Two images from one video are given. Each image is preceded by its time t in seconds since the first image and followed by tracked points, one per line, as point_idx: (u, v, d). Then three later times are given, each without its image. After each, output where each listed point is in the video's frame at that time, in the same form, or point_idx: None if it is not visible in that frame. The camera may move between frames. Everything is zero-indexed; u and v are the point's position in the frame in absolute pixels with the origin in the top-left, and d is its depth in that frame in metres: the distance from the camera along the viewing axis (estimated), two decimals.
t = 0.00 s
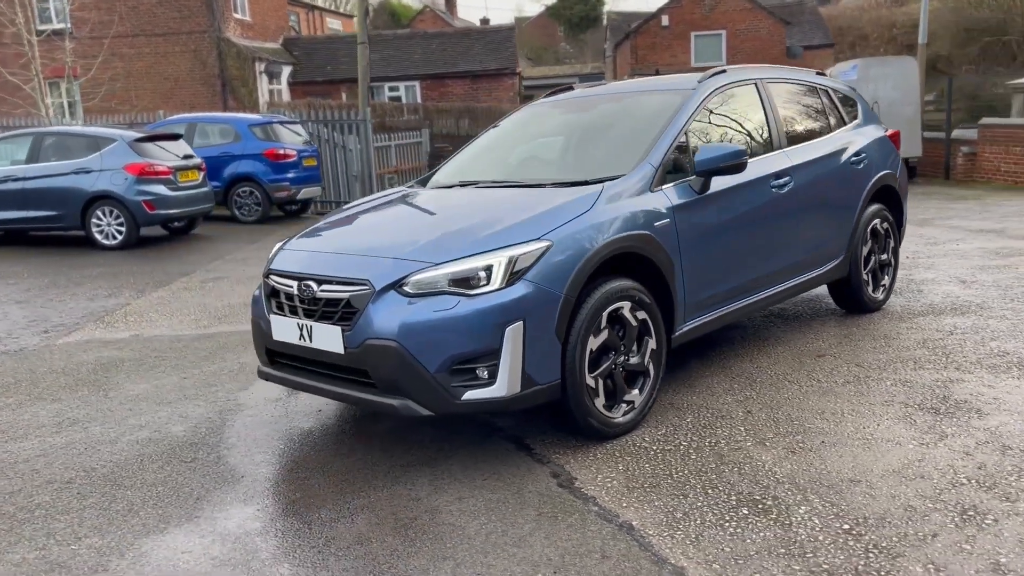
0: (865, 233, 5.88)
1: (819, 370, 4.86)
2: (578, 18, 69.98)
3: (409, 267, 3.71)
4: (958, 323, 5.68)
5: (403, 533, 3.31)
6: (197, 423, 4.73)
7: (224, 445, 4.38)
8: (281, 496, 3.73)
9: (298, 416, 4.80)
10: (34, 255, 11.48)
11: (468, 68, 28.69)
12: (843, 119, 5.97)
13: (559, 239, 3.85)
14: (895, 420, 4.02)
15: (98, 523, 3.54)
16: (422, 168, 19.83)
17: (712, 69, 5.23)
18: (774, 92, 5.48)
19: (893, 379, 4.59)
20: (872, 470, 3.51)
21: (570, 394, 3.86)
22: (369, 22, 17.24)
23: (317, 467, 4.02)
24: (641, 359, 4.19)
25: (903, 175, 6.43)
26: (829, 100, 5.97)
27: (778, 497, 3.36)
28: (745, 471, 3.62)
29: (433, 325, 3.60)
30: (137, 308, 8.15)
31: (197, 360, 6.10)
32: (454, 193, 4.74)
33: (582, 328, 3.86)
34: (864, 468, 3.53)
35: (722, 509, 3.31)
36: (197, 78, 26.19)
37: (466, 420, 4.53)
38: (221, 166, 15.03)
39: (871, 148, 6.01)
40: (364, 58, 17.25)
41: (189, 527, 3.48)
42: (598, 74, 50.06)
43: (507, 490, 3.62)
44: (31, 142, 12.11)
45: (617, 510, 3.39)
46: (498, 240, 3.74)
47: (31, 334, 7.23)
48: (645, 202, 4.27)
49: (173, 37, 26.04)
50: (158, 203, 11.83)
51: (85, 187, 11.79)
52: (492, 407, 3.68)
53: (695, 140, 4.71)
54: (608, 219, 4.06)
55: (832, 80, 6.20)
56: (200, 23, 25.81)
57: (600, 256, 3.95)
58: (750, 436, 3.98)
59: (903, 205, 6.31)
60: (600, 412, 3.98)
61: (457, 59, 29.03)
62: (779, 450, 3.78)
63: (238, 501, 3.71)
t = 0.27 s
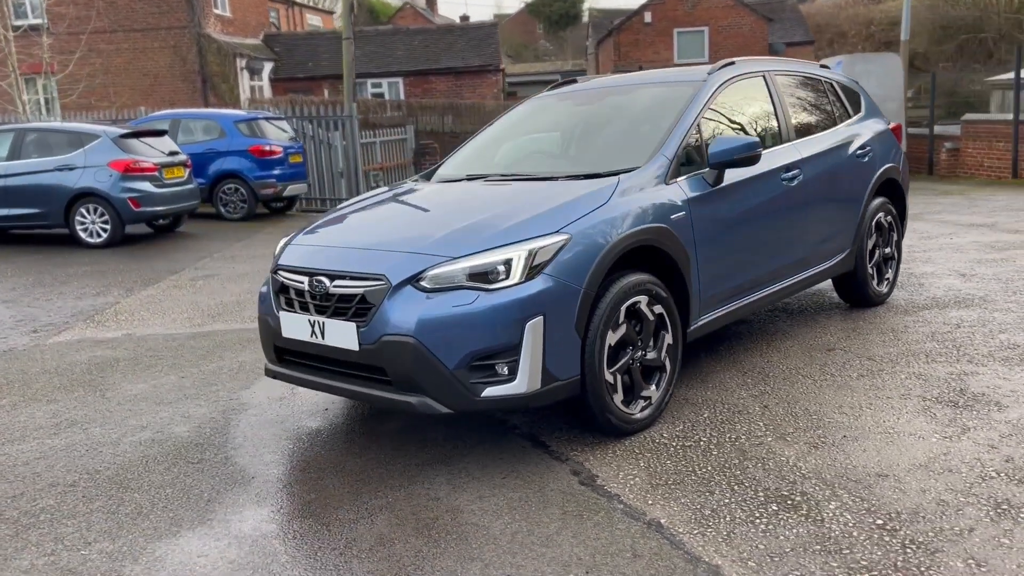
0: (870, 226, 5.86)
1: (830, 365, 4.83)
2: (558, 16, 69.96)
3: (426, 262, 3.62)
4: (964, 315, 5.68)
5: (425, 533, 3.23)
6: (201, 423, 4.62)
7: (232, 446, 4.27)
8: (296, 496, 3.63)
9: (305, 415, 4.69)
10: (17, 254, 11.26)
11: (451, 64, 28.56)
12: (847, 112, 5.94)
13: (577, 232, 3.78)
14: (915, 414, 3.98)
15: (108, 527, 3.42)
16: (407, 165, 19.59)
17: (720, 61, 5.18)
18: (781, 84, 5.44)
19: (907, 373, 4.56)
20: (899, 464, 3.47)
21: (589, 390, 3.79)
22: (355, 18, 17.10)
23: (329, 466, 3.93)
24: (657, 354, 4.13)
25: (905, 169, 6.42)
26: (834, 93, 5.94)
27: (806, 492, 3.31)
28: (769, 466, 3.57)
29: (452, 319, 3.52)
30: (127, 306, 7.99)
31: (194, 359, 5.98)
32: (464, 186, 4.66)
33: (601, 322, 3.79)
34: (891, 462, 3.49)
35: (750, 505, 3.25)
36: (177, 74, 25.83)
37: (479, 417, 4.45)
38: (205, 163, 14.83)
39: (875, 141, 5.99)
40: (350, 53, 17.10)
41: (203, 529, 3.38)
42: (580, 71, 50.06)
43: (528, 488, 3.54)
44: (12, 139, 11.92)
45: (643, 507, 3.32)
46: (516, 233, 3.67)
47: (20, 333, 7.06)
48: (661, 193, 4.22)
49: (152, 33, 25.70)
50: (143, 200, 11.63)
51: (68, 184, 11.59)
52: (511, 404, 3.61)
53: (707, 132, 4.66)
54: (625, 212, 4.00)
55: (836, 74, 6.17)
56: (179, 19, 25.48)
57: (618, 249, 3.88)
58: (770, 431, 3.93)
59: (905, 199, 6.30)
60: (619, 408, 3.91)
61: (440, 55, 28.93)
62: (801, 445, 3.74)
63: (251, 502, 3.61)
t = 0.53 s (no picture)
0: (879, 222, 5.79)
1: (845, 364, 4.74)
2: (539, 13, 69.85)
3: (443, 261, 3.49)
4: (974, 312, 5.61)
5: (447, 544, 3.10)
6: (201, 429, 4.45)
7: (235, 453, 4.12)
8: (307, 506, 3.49)
9: (309, 420, 4.54)
10: None
11: (435, 61, 28.37)
12: (854, 106, 5.86)
13: (598, 229, 3.66)
14: (940, 413, 3.89)
15: (112, 541, 3.26)
16: (393, 163, 19.34)
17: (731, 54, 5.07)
18: (791, 77, 5.34)
19: (925, 371, 4.48)
20: (931, 466, 3.38)
21: (609, 393, 3.67)
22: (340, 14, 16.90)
23: (339, 474, 3.79)
24: (676, 354, 4.02)
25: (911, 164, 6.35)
26: (842, 87, 5.86)
27: (838, 496, 3.22)
28: (797, 469, 3.47)
29: (470, 321, 3.39)
30: (116, 307, 7.79)
31: (189, 362, 5.80)
32: (472, 182, 4.54)
33: (621, 322, 3.67)
34: (924, 465, 3.40)
35: (783, 511, 3.15)
36: (157, 71, 25.42)
37: (491, 421, 4.32)
38: (189, 161, 14.58)
39: (883, 136, 5.91)
40: (336, 48, 16.90)
41: (212, 542, 3.23)
42: (562, 68, 49.97)
43: (550, 495, 3.42)
44: None
45: (672, 514, 3.21)
46: (534, 230, 3.54)
47: (5, 336, 6.85)
48: (678, 189, 4.11)
49: (131, 29, 25.29)
50: (128, 198, 11.39)
51: (50, 183, 11.34)
52: (531, 408, 3.49)
53: (721, 127, 4.56)
54: (643, 208, 3.89)
55: (842, 67, 6.09)
56: (159, 15, 25.09)
57: (638, 247, 3.77)
58: (793, 433, 3.84)
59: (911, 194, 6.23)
60: (638, 412, 3.80)
61: (424, 51, 28.75)
62: (828, 448, 3.64)
63: (260, 512, 3.46)
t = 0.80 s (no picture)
0: (886, 219, 5.72)
1: (859, 364, 4.66)
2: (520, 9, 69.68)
3: (457, 262, 3.36)
4: (983, 310, 5.55)
5: (468, 558, 2.97)
6: (201, 437, 4.30)
7: (238, 462, 3.97)
8: (318, 518, 3.35)
9: (313, 426, 4.40)
10: None
11: (419, 58, 28.17)
12: (861, 101, 5.78)
13: (616, 228, 3.55)
14: (963, 415, 3.81)
15: (115, 559, 3.11)
16: (378, 160, 19.10)
17: (740, 50, 4.98)
18: (799, 72, 5.26)
19: (943, 371, 4.41)
20: (961, 471, 3.29)
21: (629, 397, 3.56)
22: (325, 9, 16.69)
23: (349, 483, 3.65)
24: (694, 356, 3.92)
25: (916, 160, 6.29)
26: (848, 82, 5.78)
27: (870, 503, 3.12)
28: (825, 475, 3.37)
29: (487, 325, 3.27)
30: (103, 310, 7.58)
31: (183, 366, 5.63)
32: (482, 180, 4.42)
33: (640, 324, 3.56)
34: (954, 469, 3.31)
35: (815, 519, 3.05)
36: (137, 68, 25.01)
37: (502, 426, 4.19)
38: (173, 159, 14.34)
39: (889, 132, 5.84)
40: (321, 44, 16.69)
41: (220, 558, 3.09)
42: (545, 65, 49.83)
43: (571, 504, 3.31)
44: None
45: (699, 524, 3.10)
46: (552, 230, 3.43)
47: None
48: (693, 187, 4.01)
49: (110, 25, 24.88)
50: (112, 197, 11.16)
51: (31, 182, 11.11)
52: (550, 414, 3.37)
53: (733, 123, 4.47)
54: (660, 206, 3.78)
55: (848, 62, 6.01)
56: (139, 11, 24.69)
57: (657, 247, 3.66)
58: (815, 436, 3.74)
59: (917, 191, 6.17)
60: (657, 416, 3.70)
61: (408, 48, 28.54)
62: (853, 452, 3.55)
63: (269, 525, 3.32)
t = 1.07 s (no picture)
0: (892, 210, 5.66)
1: (873, 357, 4.58)
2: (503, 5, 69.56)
3: (474, 253, 3.25)
4: (992, 301, 5.50)
5: (491, 559, 2.87)
6: (204, 436, 4.16)
7: (243, 461, 3.84)
8: (331, 519, 3.24)
9: (318, 424, 4.27)
10: None
11: (404, 53, 27.98)
12: (867, 91, 5.71)
13: (635, 218, 3.45)
14: (986, 407, 3.75)
15: (123, 564, 2.98)
16: (363, 156, 18.87)
17: (750, 37, 4.89)
18: (808, 60, 5.18)
19: (960, 363, 4.34)
20: (991, 464, 3.23)
21: (649, 392, 3.47)
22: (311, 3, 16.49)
23: (361, 482, 3.53)
24: (712, 350, 3.82)
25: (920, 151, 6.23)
26: (854, 71, 5.71)
27: (901, 497, 3.05)
28: (852, 469, 3.29)
29: (506, 317, 3.16)
30: (92, 307, 7.41)
31: (180, 364, 5.48)
32: (492, 170, 4.30)
33: (660, 316, 3.46)
34: (985, 463, 3.24)
35: (847, 515, 2.97)
36: (117, 63, 24.63)
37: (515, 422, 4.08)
38: (157, 155, 14.11)
39: (895, 122, 5.78)
40: (307, 38, 16.50)
41: (231, 562, 2.97)
42: (528, 61, 49.66)
43: (593, 502, 3.21)
44: None
45: (728, 521, 3.01)
46: (571, 220, 3.32)
47: None
48: (710, 176, 3.92)
49: (90, 19, 24.51)
50: (97, 193, 10.94)
51: (14, 179, 10.91)
52: (571, 410, 3.27)
53: (746, 111, 4.39)
54: (679, 195, 3.68)
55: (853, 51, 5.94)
56: (119, 5, 24.34)
57: (676, 237, 3.57)
58: (837, 430, 3.66)
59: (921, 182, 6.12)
60: (677, 411, 3.60)
61: (392, 43, 28.35)
62: (878, 445, 3.47)
63: (280, 526, 3.20)
